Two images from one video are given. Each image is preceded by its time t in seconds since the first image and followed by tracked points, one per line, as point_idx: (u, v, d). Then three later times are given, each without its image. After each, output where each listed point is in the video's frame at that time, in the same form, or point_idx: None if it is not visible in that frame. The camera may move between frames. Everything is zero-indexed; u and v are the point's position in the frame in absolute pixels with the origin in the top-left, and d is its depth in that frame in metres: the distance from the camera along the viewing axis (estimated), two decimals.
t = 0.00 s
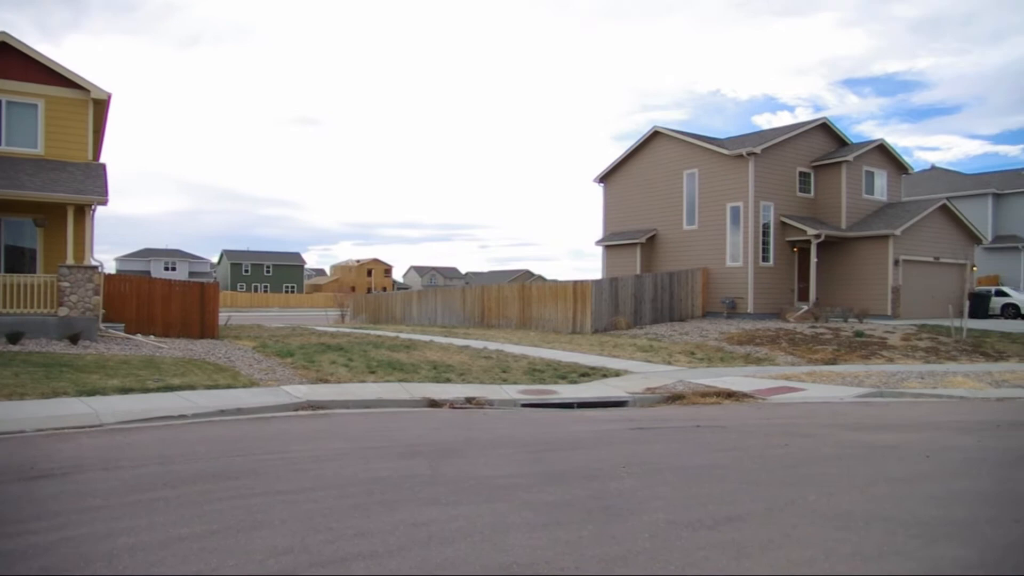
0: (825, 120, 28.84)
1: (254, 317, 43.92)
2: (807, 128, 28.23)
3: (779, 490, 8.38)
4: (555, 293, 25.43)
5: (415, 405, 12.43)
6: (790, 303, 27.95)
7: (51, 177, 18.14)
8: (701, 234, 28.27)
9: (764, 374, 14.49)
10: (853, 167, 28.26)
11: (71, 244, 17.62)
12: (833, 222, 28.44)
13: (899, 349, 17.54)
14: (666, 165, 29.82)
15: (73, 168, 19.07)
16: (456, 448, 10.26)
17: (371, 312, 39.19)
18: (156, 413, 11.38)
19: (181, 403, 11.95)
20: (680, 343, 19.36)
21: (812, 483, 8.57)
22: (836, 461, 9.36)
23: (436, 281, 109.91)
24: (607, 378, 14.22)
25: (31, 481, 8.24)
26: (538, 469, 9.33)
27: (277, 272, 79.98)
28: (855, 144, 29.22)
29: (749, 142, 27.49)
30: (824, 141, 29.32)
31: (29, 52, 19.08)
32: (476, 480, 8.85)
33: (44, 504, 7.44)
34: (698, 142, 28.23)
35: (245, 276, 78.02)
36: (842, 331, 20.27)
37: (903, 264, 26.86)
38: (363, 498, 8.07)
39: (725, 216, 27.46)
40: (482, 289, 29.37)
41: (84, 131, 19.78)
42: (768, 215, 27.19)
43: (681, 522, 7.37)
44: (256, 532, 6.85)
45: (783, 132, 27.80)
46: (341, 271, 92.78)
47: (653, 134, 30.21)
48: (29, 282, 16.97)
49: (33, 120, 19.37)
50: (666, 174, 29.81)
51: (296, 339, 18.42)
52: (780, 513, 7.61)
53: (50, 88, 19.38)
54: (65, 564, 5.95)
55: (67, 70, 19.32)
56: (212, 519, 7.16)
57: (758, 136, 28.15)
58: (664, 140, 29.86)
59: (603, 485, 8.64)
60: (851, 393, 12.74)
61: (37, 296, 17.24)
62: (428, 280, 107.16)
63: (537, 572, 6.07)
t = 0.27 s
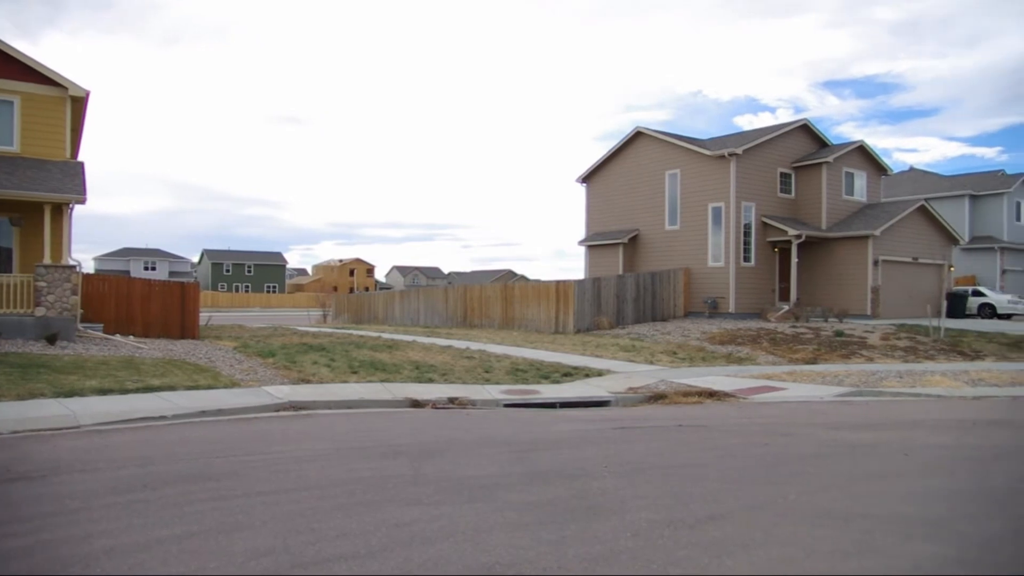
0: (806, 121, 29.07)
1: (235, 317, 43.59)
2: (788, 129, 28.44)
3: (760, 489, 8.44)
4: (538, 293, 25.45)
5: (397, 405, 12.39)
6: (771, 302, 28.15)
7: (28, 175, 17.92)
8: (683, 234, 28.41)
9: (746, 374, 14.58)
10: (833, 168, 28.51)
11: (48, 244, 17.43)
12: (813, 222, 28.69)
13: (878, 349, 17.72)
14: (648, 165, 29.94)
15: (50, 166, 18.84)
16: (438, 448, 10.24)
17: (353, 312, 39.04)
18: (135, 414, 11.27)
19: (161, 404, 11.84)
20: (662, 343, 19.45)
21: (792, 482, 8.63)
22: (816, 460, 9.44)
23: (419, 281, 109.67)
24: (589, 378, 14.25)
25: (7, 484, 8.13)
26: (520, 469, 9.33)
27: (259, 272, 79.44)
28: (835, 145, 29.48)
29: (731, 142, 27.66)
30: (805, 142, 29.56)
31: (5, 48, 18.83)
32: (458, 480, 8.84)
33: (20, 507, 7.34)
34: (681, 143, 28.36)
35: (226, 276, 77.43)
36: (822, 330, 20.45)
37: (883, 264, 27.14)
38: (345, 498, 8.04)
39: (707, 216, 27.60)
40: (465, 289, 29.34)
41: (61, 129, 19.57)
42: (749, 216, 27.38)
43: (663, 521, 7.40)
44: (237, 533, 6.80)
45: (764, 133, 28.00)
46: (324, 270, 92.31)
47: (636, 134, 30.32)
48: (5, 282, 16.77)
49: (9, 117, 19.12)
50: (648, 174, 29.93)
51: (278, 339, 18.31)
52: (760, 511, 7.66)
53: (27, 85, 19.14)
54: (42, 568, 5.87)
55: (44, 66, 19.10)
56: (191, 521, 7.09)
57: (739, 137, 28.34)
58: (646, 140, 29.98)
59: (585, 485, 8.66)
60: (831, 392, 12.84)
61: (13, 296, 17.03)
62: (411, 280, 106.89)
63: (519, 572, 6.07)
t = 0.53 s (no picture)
0: (787, 122, 29.31)
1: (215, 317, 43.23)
2: (769, 130, 28.67)
3: (741, 487, 8.49)
4: (521, 293, 25.46)
5: (380, 405, 12.34)
6: (752, 302, 28.36)
7: (4, 173, 17.66)
8: (665, 234, 28.53)
9: (728, 373, 14.67)
10: (813, 169, 28.77)
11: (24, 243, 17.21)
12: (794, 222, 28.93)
13: (857, 348, 17.90)
14: (631, 166, 30.04)
15: (27, 165, 18.58)
16: (421, 448, 10.21)
17: (335, 312, 38.86)
18: (113, 415, 11.14)
19: (139, 405, 11.71)
20: (645, 342, 19.54)
21: (773, 480, 8.70)
22: (797, 458, 9.51)
23: (401, 281, 109.35)
24: (572, 377, 14.27)
25: None
26: (503, 469, 9.33)
27: (240, 272, 78.83)
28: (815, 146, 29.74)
29: (713, 143, 27.84)
30: (786, 143, 29.80)
31: None
32: (441, 480, 8.82)
33: None
34: (663, 143, 28.49)
35: (206, 276, 76.77)
36: (803, 330, 20.59)
37: (862, 265, 27.42)
38: (327, 499, 8.00)
39: (689, 216, 27.75)
40: (448, 289, 29.30)
41: (38, 127, 19.31)
42: (731, 216, 27.56)
43: (645, 520, 7.42)
44: (218, 535, 6.74)
45: (745, 134, 28.19)
46: (305, 270, 91.77)
47: (618, 135, 30.41)
48: None
49: None
50: (631, 175, 30.03)
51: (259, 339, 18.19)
52: (742, 510, 7.71)
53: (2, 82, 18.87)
54: (19, 572, 5.78)
55: (21, 64, 18.83)
56: (172, 523, 7.02)
57: (721, 138, 28.51)
58: (628, 141, 30.07)
59: (568, 485, 8.67)
60: (811, 392, 12.96)
61: None
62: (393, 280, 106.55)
63: (502, 571, 6.06)
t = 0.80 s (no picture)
0: (769, 123, 29.50)
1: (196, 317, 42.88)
2: (752, 131, 28.84)
3: (724, 486, 8.53)
4: (504, 292, 25.46)
5: (363, 405, 12.29)
6: (735, 302, 28.52)
7: None
8: (649, 234, 28.63)
9: (711, 373, 14.74)
10: (795, 170, 28.99)
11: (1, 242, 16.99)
12: (776, 223, 29.13)
13: (838, 347, 18.06)
14: (615, 166, 30.11)
15: (4, 163, 18.31)
16: (405, 448, 10.19)
17: (318, 312, 38.67)
18: (92, 416, 11.01)
19: (119, 406, 11.58)
20: (628, 342, 19.60)
21: (755, 479, 8.75)
22: (779, 457, 9.57)
23: (385, 281, 109.02)
24: (555, 377, 14.29)
25: None
26: (487, 469, 9.32)
27: (222, 272, 78.25)
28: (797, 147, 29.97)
29: (696, 144, 27.99)
30: (768, 144, 30.00)
31: None
32: (425, 480, 8.81)
33: None
34: (646, 144, 28.59)
35: (187, 276, 76.14)
36: (785, 330, 20.71)
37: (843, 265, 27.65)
38: (310, 500, 7.95)
39: (672, 216, 27.86)
40: (431, 289, 29.24)
41: (15, 125, 19.05)
42: (714, 216, 27.70)
43: (628, 520, 7.44)
44: (199, 537, 6.67)
45: (727, 134, 28.35)
46: (288, 270, 91.28)
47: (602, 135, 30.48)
48: None
49: None
50: (614, 174, 30.11)
51: (242, 339, 18.06)
52: (725, 509, 7.74)
53: None
54: None
55: None
56: (153, 525, 6.95)
57: (704, 139, 28.65)
58: (612, 141, 30.14)
59: (551, 484, 8.68)
60: (793, 391, 13.05)
61: None
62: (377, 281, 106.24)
63: (485, 572, 6.05)
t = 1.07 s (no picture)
0: (753, 124, 29.68)
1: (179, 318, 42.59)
2: (736, 131, 28.99)
3: (708, 485, 8.57)
4: (489, 292, 25.45)
5: (347, 406, 12.24)
6: (719, 302, 28.66)
7: None
8: (634, 234, 28.71)
9: (695, 372, 14.79)
10: (779, 171, 29.17)
11: None
12: (760, 223, 29.30)
13: (822, 347, 18.20)
14: (600, 166, 30.17)
15: None
16: (390, 448, 10.16)
17: (303, 312, 38.51)
18: (73, 418, 10.90)
19: (99, 408, 11.47)
20: (613, 342, 19.65)
21: (739, 478, 8.79)
22: (763, 456, 9.63)
23: (370, 281, 108.70)
24: (540, 377, 14.30)
25: None
26: (471, 469, 9.30)
27: (205, 272, 77.70)
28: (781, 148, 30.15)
29: (681, 144, 28.10)
30: (753, 145, 30.17)
31: None
32: (410, 480, 8.78)
33: None
34: (632, 144, 28.68)
35: (170, 276, 75.56)
36: (769, 330, 20.80)
37: (826, 265, 27.85)
38: (294, 500, 7.91)
39: (657, 216, 27.95)
40: (416, 289, 29.19)
41: None
42: (699, 216, 27.83)
43: (613, 519, 7.45)
44: (182, 539, 6.62)
45: (712, 135, 28.48)
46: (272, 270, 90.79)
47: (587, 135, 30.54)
48: None
49: None
50: (600, 174, 30.17)
51: (225, 340, 17.95)
52: (709, 508, 7.78)
53: None
54: None
55: None
56: (135, 527, 6.88)
57: (688, 139, 28.77)
58: (598, 141, 30.19)
59: (537, 484, 8.68)
60: (776, 390, 13.13)
61: None
62: (362, 281, 105.90)
63: (470, 572, 6.04)
